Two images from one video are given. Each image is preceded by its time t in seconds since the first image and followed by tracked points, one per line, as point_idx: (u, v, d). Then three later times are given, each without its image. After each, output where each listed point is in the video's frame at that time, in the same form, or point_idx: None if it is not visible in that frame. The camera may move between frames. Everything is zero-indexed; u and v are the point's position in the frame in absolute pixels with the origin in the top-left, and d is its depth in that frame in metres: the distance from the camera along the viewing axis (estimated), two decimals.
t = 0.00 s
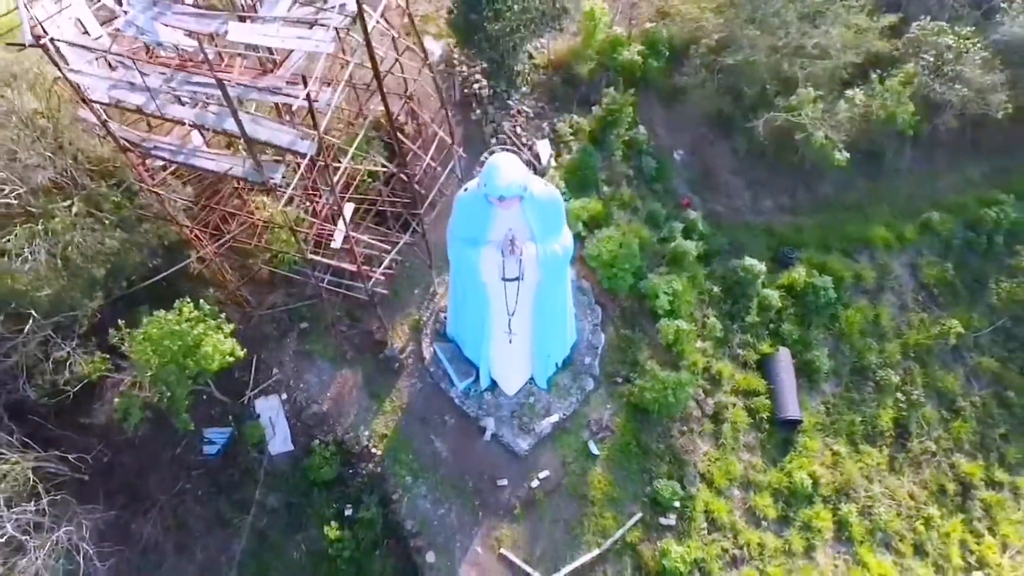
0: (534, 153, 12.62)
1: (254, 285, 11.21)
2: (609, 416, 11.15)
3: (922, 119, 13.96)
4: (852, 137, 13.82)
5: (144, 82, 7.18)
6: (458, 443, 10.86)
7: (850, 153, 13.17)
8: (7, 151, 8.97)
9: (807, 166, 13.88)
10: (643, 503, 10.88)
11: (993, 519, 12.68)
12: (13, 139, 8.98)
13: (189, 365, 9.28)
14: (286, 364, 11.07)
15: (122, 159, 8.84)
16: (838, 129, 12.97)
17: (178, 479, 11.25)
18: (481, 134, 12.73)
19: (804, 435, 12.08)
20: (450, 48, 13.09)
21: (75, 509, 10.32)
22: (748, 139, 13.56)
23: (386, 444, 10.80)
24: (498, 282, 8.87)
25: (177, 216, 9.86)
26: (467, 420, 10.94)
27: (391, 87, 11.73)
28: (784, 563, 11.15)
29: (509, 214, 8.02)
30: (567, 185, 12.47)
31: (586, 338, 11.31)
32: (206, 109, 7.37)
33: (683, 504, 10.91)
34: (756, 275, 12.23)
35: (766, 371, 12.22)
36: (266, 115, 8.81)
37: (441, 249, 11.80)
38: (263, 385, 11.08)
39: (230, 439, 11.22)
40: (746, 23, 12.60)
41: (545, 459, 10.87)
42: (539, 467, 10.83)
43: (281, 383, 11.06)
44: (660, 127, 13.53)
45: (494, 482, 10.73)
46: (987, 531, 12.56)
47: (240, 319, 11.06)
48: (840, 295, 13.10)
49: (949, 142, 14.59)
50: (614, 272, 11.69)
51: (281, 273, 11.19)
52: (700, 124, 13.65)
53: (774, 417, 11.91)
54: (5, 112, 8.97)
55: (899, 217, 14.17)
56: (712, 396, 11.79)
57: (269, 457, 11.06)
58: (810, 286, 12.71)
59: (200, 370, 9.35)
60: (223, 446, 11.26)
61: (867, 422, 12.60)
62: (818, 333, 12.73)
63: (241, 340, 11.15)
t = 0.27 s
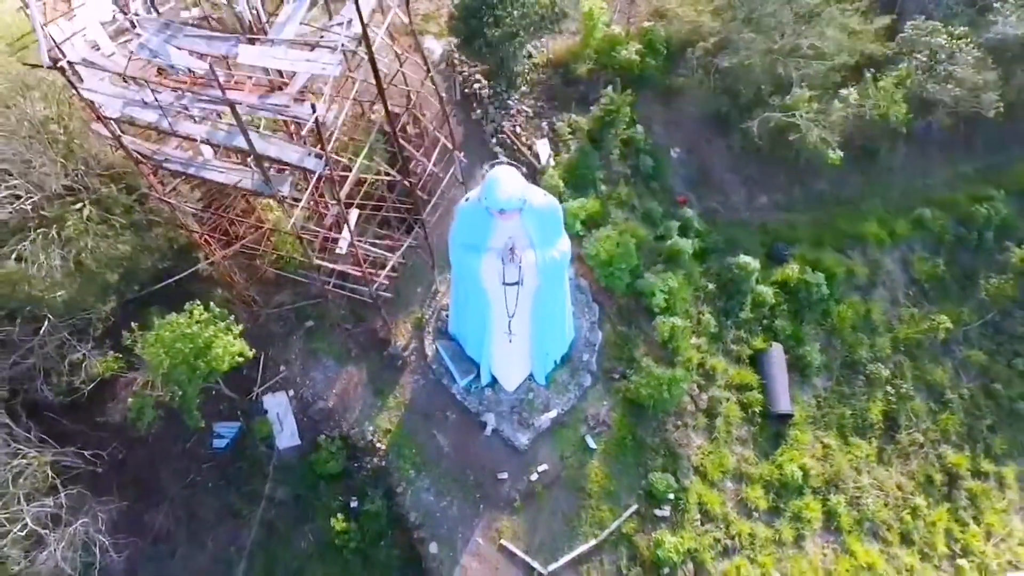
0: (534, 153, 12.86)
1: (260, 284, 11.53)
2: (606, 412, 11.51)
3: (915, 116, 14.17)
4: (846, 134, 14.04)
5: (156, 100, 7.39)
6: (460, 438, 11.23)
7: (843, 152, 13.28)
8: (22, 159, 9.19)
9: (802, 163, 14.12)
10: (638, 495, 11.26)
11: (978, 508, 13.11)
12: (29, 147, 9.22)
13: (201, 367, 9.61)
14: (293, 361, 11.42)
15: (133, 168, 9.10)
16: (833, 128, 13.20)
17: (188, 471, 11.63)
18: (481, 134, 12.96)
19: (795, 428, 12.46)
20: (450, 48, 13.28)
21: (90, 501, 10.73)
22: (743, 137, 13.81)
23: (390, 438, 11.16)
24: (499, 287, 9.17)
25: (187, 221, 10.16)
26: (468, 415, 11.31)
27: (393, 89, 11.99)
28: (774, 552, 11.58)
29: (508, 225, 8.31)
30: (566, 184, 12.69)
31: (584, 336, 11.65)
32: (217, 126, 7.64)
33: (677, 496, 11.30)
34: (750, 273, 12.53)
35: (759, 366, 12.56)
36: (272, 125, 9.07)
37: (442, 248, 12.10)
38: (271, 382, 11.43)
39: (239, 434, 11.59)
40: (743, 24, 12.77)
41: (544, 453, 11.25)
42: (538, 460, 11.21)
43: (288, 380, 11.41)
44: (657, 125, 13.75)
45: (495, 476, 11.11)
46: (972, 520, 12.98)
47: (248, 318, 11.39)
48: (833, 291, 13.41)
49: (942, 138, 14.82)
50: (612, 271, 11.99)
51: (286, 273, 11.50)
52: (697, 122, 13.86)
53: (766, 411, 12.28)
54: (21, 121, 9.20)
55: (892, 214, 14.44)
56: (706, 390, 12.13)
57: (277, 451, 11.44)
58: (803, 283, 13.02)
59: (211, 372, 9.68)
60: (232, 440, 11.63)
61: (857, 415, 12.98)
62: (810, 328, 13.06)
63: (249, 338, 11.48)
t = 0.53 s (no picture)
0: (534, 152, 13.11)
1: (267, 283, 11.84)
2: (603, 406, 11.87)
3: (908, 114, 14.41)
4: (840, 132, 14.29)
5: (168, 116, 7.65)
6: (461, 432, 11.60)
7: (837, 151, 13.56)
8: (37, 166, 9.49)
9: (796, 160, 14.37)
10: (634, 487, 11.66)
11: (963, 498, 13.54)
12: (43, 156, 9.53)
13: (212, 366, 9.96)
14: (299, 358, 11.76)
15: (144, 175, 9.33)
16: (826, 127, 13.45)
17: (198, 464, 12.02)
18: (481, 133, 13.21)
19: (786, 421, 12.85)
20: (451, 48, 13.49)
21: (105, 494, 11.12)
22: (739, 136, 14.06)
23: (393, 433, 11.53)
24: (500, 292, 9.49)
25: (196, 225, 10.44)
26: (469, 410, 11.67)
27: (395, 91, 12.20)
28: (765, 541, 12.00)
29: (508, 233, 8.61)
30: (564, 183, 12.95)
31: (582, 333, 11.98)
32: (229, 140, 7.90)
33: (671, 488, 11.69)
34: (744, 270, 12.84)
35: (752, 361, 12.92)
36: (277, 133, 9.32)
37: (443, 247, 12.38)
38: (278, 378, 11.78)
39: (247, 428, 11.96)
40: (739, 25, 12.99)
41: (542, 446, 11.63)
42: (537, 454, 11.59)
43: (295, 376, 11.76)
44: (654, 123, 13.99)
45: (495, 469, 11.50)
46: (958, 509, 13.41)
47: (255, 316, 11.71)
48: (825, 287, 13.72)
49: (934, 135, 15.07)
50: (609, 269, 12.30)
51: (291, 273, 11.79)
52: (694, 120, 14.10)
53: (759, 404, 12.66)
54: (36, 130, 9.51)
55: (884, 209, 14.72)
56: (700, 385, 12.49)
57: (284, 445, 11.82)
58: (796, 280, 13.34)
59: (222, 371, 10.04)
60: (240, 434, 12.00)
61: (847, 408, 13.35)
62: (803, 324, 13.40)
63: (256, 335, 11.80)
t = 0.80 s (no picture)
0: (533, 152, 13.36)
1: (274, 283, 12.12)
2: (601, 401, 12.24)
3: (902, 112, 14.64)
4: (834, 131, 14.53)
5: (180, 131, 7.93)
6: (462, 427, 11.97)
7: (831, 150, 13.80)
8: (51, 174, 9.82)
9: (791, 158, 14.62)
10: (630, 480, 12.06)
11: (950, 488, 13.96)
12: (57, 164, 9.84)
13: (223, 366, 10.32)
14: (305, 355, 12.11)
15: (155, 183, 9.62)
16: (821, 126, 13.69)
17: (208, 456, 12.42)
18: (482, 133, 13.45)
19: (778, 415, 13.22)
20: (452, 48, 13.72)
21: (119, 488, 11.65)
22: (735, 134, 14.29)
23: (397, 428, 11.91)
24: (500, 296, 9.82)
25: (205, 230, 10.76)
26: (470, 406, 12.03)
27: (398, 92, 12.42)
28: (757, 531, 12.42)
29: (509, 241, 8.93)
30: (563, 183, 13.21)
31: (580, 331, 12.31)
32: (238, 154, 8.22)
33: (666, 481, 12.09)
34: (738, 267, 13.15)
35: (746, 356, 13.27)
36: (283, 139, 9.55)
37: (445, 247, 12.65)
38: (285, 374, 12.13)
39: (255, 422, 12.33)
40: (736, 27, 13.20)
41: (542, 441, 12.01)
42: (536, 448, 11.98)
43: (301, 373, 12.11)
44: (651, 121, 14.22)
45: (496, 462, 11.89)
46: (945, 499, 13.84)
47: (262, 313, 12.03)
48: (818, 283, 14.04)
49: (928, 131, 15.30)
50: (606, 267, 12.61)
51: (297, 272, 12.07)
52: (691, 118, 14.32)
53: (751, 398, 13.03)
54: (50, 140, 9.85)
55: (877, 205, 14.99)
56: (695, 380, 12.85)
57: (291, 439, 12.20)
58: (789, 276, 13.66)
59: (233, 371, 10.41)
60: (248, 428, 12.37)
61: (838, 402, 13.73)
62: (796, 319, 13.73)
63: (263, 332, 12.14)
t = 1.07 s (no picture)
0: (533, 153, 13.61)
1: (279, 283, 12.42)
2: (598, 398, 12.58)
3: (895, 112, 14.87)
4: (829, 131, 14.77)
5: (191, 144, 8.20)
6: (464, 424, 12.31)
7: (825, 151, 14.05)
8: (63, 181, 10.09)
9: (786, 157, 14.87)
10: (627, 475, 12.43)
11: (939, 480, 14.34)
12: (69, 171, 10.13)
13: (232, 367, 10.64)
14: (310, 354, 12.43)
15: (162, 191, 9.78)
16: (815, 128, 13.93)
17: (216, 452, 12.78)
18: (482, 134, 13.69)
19: (771, 410, 13.56)
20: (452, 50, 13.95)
21: (131, 483, 11.97)
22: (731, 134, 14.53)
23: (400, 425, 12.25)
24: (501, 301, 10.14)
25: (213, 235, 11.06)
26: (471, 403, 12.36)
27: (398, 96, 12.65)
28: (750, 524, 12.80)
29: (508, 250, 9.26)
30: (562, 183, 13.46)
31: (578, 330, 12.65)
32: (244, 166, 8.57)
33: (662, 475, 12.46)
34: (733, 267, 13.46)
35: (741, 353, 13.59)
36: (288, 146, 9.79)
37: (446, 247, 12.93)
38: (291, 373, 12.47)
39: (262, 419, 12.68)
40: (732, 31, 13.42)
41: (541, 436, 12.36)
42: (536, 444, 12.33)
43: (306, 371, 12.44)
44: (649, 122, 14.45)
45: (496, 458, 12.25)
46: (933, 491, 14.22)
47: (268, 314, 12.32)
48: (811, 280, 14.34)
49: (922, 130, 15.54)
50: (604, 268, 12.90)
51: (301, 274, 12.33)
52: (687, 119, 14.55)
53: (745, 395, 13.37)
54: (62, 149, 10.13)
55: (871, 204, 15.26)
56: (690, 377, 13.19)
57: (297, 435, 12.55)
58: (783, 275, 13.96)
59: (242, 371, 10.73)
60: (255, 425, 12.73)
61: (830, 398, 14.09)
62: (789, 317, 14.05)
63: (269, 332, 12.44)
